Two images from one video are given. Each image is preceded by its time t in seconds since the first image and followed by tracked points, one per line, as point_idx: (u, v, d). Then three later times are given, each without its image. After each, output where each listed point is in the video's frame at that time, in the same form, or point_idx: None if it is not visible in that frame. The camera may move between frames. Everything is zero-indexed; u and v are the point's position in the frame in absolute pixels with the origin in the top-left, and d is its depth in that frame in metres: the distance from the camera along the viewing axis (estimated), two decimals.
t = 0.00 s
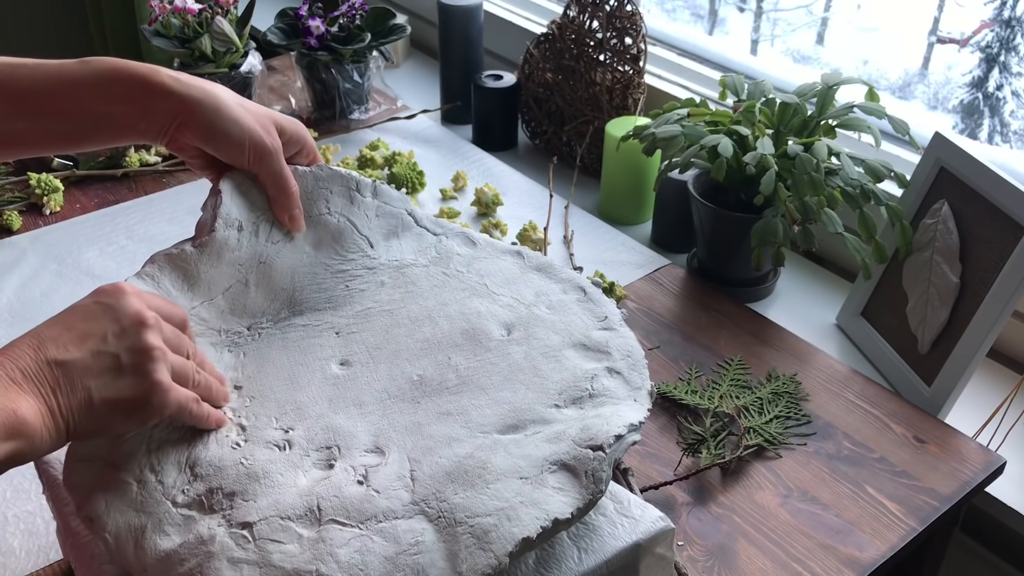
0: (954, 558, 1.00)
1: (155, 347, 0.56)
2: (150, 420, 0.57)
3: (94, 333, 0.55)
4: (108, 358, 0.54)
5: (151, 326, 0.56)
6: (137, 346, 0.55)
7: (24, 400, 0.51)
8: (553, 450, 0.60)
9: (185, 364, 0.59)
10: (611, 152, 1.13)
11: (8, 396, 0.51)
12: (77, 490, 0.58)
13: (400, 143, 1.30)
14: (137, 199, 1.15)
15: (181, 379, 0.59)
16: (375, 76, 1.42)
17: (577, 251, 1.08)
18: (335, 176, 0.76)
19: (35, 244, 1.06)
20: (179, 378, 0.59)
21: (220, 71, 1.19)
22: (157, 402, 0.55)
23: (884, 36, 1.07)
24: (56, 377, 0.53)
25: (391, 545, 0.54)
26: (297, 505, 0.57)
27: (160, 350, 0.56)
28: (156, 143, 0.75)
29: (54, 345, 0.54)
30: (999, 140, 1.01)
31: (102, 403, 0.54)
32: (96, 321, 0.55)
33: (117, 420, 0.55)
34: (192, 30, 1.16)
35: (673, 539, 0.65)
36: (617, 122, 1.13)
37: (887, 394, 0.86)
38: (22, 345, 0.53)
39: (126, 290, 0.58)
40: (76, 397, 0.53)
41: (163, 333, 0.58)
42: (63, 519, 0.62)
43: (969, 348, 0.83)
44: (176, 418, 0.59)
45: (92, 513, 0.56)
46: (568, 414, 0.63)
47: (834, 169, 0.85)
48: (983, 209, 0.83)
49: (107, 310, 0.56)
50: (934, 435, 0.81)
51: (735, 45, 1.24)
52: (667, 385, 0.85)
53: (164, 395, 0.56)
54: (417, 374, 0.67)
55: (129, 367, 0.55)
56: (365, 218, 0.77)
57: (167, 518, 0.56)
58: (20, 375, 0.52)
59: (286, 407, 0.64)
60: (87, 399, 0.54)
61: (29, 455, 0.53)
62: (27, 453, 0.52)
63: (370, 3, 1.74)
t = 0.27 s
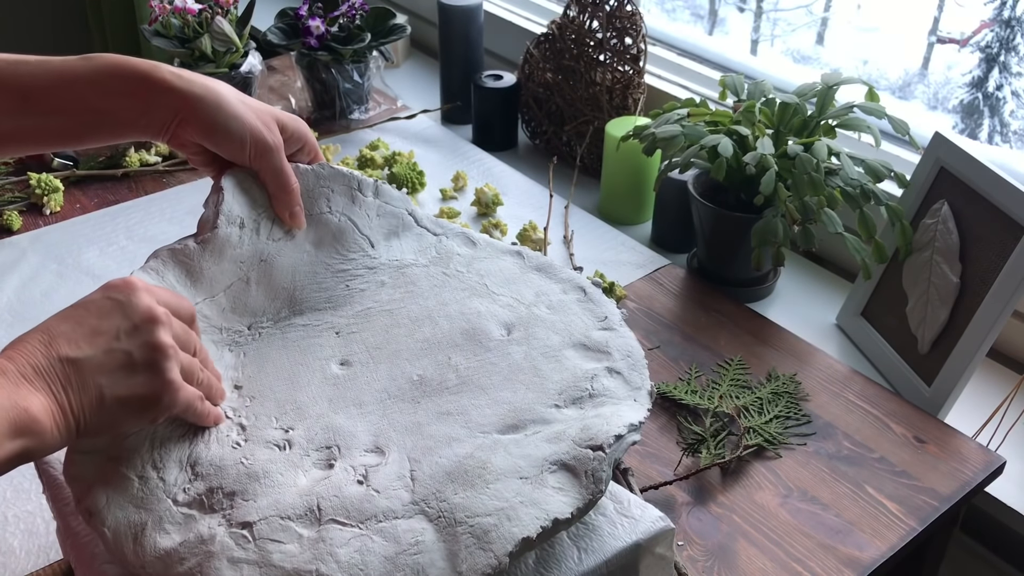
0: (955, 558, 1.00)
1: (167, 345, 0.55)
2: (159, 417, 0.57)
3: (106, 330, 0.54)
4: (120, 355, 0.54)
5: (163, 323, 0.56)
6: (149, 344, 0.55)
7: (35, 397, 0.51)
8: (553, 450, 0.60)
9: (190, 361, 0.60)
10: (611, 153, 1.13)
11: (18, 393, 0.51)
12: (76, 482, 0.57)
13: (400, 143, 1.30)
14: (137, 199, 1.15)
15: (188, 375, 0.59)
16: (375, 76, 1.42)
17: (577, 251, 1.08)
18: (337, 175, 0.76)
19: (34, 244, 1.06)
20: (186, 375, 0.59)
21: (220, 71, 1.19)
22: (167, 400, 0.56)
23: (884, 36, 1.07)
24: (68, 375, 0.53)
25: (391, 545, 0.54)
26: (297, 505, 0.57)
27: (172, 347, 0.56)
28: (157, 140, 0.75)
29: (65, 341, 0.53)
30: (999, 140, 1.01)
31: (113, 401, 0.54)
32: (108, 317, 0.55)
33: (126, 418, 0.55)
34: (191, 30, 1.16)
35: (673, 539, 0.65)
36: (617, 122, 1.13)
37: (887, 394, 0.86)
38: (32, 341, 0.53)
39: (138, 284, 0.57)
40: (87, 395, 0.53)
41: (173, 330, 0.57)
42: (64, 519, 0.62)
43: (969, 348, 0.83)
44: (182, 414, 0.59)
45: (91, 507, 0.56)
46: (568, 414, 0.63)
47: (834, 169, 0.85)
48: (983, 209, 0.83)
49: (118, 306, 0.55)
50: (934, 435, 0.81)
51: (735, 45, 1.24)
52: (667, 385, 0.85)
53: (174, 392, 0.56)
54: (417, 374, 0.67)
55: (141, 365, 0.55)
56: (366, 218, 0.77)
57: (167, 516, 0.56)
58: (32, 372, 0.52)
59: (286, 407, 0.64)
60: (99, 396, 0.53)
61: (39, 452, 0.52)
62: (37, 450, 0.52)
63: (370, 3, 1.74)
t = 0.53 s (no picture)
0: (955, 558, 1.01)
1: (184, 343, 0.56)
2: (169, 414, 0.57)
3: (122, 325, 0.55)
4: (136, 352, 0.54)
5: (179, 320, 0.56)
6: (166, 341, 0.55)
7: (49, 391, 0.51)
8: (553, 450, 0.60)
9: (201, 360, 0.60)
10: (611, 153, 1.13)
11: (32, 386, 0.51)
12: (78, 475, 0.57)
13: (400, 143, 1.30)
14: (138, 199, 1.15)
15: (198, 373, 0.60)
16: (375, 76, 1.43)
17: (577, 251, 1.08)
18: (339, 174, 0.76)
19: (35, 244, 1.06)
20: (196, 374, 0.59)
21: (220, 72, 1.19)
22: (180, 398, 0.56)
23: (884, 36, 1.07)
24: (82, 369, 0.53)
25: (391, 545, 0.54)
26: (297, 505, 0.57)
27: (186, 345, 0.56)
28: (157, 137, 0.76)
29: (81, 336, 0.53)
30: (999, 140, 1.01)
31: (128, 398, 0.54)
32: (124, 312, 0.55)
33: (139, 415, 0.55)
34: (192, 30, 1.17)
35: (672, 539, 0.65)
36: (617, 122, 1.13)
37: (887, 394, 0.86)
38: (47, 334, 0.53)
39: (154, 281, 0.57)
40: (103, 391, 0.53)
41: (189, 328, 0.58)
42: (65, 518, 0.62)
43: (968, 348, 0.83)
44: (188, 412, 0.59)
45: (92, 500, 0.56)
46: (568, 414, 0.63)
47: (834, 169, 0.85)
48: (983, 209, 0.83)
49: (135, 302, 0.55)
50: (934, 435, 0.81)
51: (735, 45, 1.24)
52: (667, 385, 0.85)
53: (188, 390, 0.57)
54: (417, 374, 0.67)
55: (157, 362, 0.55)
56: (367, 217, 0.77)
57: (168, 514, 0.56)
58: (46, 365, 0.52)
59: (286, 407, 0.64)
60: (114, 393, 0.54)
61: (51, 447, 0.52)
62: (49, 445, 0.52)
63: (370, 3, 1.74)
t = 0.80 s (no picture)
0: (955, 558, 1.01)
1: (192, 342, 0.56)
2: (174, 413, 0.57)
3: (131, 323, 0.55)
4: (144, 350, 0.54)
5: (189, 319, 0.56)
6: (175, 340, 0.55)
7: (58, 389, 0.51)
8: (553, 450, 0.60)
9: (206, 358, 0.60)
10: (611, 153, 1.13)
11: (40, 383, 0.51)
12: (79, 472, 0.57)
13: (400, 143, 1.30)
14: (138, 199, 1.15)
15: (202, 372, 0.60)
16: (375, 76, 1.43)
17: (577, 251, 1.08)
18: (341, 173, 0.76)
19: (35, 244, 1.06)
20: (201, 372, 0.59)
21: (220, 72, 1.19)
22: (187, 397, 0.57)
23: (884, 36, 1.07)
24: (91, 368, 0.53)
25: (391, 545, 0.54)
26: (297, 505, 0.57)
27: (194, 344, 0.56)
28: (160, 132, 0.76)
29: (90, 333, 0.53)
30: (999, 140, 1.01)
31: (135, 397, 0.55)
32: (134, 310, 0.55)
33: (145, 413, 0.56)
34: (192, 30, 1.17)
35: (672, 539, 0.65)
36: (617, 122, 1.13)
37: (887, 394, 0.86)
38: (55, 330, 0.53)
39: (164, 278, 0.57)
40: (110, 389, 0.53)
41: (198, 327, 0.58)
42: (65, 517, 0.62)
43: (969, 348, 0.83)
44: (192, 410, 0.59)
45: (93, 497, 0.56)
46: (568, 414, 0.63)
47: (834, 169, 0.85)
48: (983, 209, 0.83)
49: (145, 300, 0.55)
50: (934, 435, 0.81)
51: (735, 45, 1.24)
52: (667, 385, 0.85)
53: (195, 390, 0.57)
54: (417, 374, 0.67)
55: (165, 361, 0.55)
56: (369, 216, 0.77)
57: (169, 513, 0.56)
58: (55, 363, 0.52)
59: (286, 407, 0.64)
60: (121, 391, 0.54)
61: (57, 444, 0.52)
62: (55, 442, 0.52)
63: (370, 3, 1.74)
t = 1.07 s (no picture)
0: (955, 558, 1.01)
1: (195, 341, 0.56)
2: (177, 412, 0.57)
3: (133, 323, 0.54)
4: (147, 350, 0.54)
5: (191, 319, 0.56)
6: (177, 340, 0.55)
7: (59, 389, 0.51)
8: (553, 450, 0.60)
9: (208, 358, 0.60)
10: (611, 153, 1.13)
11: (42, 383, 0.51)
12: (79, 471, 0.57)
13: (400, 143, 1.30)
14: (138, 199, 1.15)
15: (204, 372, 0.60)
16: (375, 76, 1.43)
17: (577, 251, 1.08)
18: (342, 171, 0.76)
19: (35, 245, 1.06)
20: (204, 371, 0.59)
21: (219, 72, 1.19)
22: (189, 397, 0.56)
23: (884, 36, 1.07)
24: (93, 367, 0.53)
25: (391, 545, 0.54)
26: (297, 505, 0.57)
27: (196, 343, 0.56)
28: (160, 129, 0.76)
29: (92, 332, 0.53)
30: (999, 140, 1.01)
31: (137, 396, 0.54)
32: (137, 309, 0.55)
33: (147, 413, 0.56)
34: (192, 30, 1.17)
35: (672, 539, 0.65)
36: (617, 122, 1.13)
37: (887, 394, 0.86)
38: (58, 330, 0.53)
39: (167, 277, 0.57)
40: (112, 388, 0.53)
41: (200, 326, 0.58)
42: (64, 517, 0.62)
43: (969, 348, 0.83)
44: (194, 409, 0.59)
45: (94, 496, 0.56)
46: (568, 414, 0.63)
47: (834, 169, 0.85)
48: (983, 209, 0.83)
49: (147, 299, 0.55)
50: (934, 435, 0.81)
51: (735, 45, 1.24)
52: (667, 385, 0.85)
53: (197, 390, 0.57)
54: (417, 374, 0.67)
55: (167, 360, 0.55)
56: (370, 215, 0.77)
57: (169, 513, 0.56)
58: (57, 362, 0.52)
59: (286, 407, 0.64)
60: (123, 391, 0.54)
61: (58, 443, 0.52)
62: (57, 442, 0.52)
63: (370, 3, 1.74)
